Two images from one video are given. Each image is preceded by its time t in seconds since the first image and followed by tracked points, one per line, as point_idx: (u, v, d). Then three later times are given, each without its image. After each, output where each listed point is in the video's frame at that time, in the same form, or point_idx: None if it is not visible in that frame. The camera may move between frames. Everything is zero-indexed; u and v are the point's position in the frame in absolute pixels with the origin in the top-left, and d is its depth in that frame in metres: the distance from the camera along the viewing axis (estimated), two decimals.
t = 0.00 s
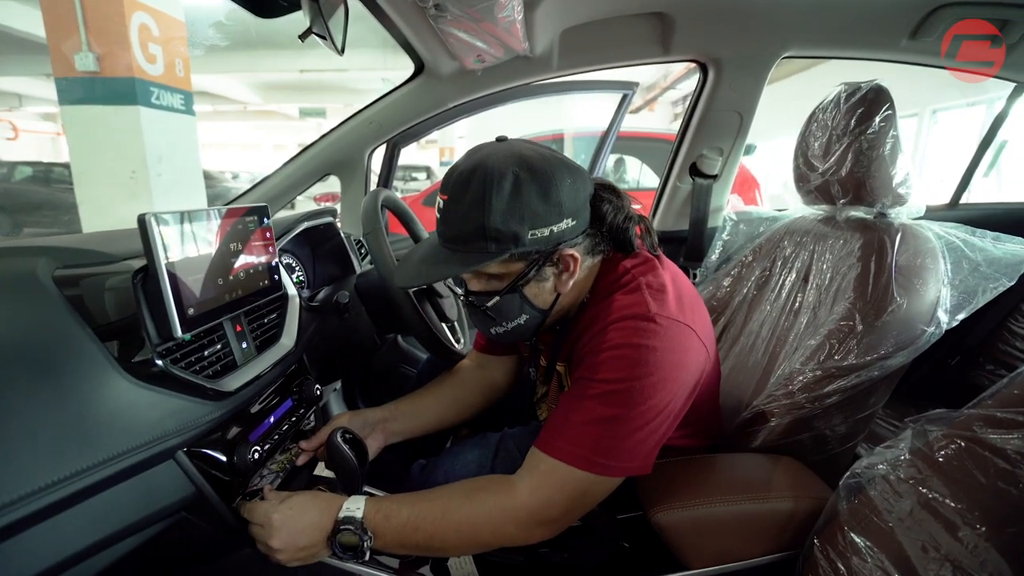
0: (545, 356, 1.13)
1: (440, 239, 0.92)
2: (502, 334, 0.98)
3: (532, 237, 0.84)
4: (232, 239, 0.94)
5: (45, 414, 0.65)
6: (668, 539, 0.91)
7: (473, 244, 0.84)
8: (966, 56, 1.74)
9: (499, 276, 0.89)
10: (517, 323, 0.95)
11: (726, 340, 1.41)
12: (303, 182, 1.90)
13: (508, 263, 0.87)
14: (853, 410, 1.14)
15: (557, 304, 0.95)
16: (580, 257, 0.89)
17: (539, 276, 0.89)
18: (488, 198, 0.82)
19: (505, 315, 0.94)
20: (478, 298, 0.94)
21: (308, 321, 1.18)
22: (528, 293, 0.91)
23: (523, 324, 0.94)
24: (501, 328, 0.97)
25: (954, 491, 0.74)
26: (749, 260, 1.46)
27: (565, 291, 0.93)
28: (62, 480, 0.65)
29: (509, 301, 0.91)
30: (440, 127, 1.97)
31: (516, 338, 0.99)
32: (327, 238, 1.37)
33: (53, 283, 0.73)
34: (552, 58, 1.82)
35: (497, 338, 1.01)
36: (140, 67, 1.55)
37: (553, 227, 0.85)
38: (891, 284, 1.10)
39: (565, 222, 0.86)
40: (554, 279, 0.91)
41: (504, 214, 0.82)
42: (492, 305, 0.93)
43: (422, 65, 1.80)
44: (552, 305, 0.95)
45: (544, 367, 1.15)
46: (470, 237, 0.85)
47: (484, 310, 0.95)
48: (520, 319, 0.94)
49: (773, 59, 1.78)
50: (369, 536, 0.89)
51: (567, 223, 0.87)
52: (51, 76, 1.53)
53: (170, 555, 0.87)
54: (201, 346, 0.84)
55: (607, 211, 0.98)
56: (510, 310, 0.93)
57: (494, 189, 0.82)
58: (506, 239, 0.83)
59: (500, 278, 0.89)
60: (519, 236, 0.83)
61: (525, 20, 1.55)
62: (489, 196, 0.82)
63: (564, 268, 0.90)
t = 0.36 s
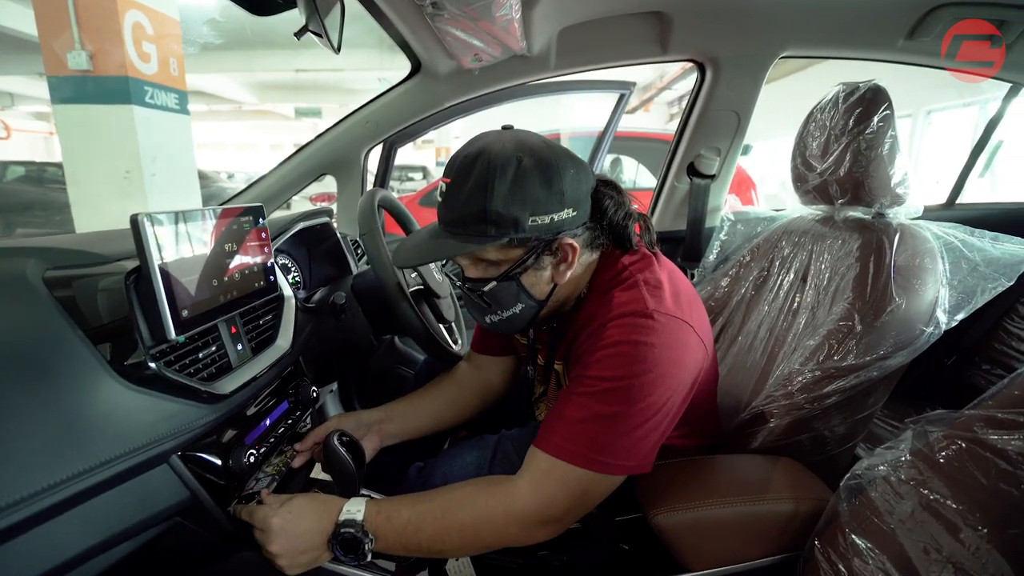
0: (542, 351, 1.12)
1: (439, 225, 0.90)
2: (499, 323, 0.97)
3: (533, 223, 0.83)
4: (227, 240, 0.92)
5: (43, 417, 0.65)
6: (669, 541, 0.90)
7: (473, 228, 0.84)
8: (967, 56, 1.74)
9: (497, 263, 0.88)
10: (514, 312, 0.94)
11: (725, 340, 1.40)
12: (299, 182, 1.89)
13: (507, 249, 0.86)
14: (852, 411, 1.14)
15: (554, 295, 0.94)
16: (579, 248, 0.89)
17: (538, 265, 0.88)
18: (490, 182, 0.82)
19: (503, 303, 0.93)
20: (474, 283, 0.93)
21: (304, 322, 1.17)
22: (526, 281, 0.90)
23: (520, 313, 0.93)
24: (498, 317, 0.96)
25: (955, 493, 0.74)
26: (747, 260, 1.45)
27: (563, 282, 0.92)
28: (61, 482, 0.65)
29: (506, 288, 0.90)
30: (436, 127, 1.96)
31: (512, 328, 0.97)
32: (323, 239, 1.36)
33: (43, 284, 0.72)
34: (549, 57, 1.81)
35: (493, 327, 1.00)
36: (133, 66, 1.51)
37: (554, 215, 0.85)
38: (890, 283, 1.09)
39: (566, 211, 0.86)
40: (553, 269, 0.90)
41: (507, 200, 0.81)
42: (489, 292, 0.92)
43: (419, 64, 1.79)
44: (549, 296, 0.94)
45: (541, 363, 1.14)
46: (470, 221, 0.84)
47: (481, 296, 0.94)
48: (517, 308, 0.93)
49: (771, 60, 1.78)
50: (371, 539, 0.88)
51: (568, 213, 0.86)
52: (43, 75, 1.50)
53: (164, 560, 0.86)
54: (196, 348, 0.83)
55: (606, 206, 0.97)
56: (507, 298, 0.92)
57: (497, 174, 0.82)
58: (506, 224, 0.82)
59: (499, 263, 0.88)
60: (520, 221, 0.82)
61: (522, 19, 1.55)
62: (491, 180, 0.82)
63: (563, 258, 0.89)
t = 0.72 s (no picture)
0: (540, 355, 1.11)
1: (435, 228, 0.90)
2: (494, 328, 0.96)
3: (528, 226, 0.83)
4: (223, 241, 0.92)
5: (43, 420, 0.65)
6: (669, 543, 0.90)
7: (468, 232, 0.84)
8: (967, 56, 1.75)
9: (493, 267, 0.88)
10: (510, 315, 0.93)
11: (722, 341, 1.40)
12: (296, 182, 1.88)
13: (503, 253, 0.86)
14: (850, 411, 1.14)
15: (551, 298, 0.94)
16: (575, 250, 0.89)
17: (534, 268, 0.88)
18: (484, 186, 0.82)
19: (498, 307, 0.92)
20: (471, 287, 0.93)
21: (301, 324, 1.17)
22: (523, 284, 0.90)
23: (516, 317, 0.93)
24: (493, 321, 0.95)
25: (952, 493, 0.74)
26: (744, 260, 1.45)
27: (560, 285, 0.92)
28: (60, 485, 0.65)
29: (502, 292, 0.90)
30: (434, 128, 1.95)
31: (508, 332, 0.97)
32: (320, 240, 1.35)
33: (36, 287, 0.72)
34: (547, 58, 1.81)
35: (490, 331, 0.99)
36: (128, 65, 1.51)
37: (549, 218, 0.84)
38: (888, 284, 1.10)
39: (561, 213, 0.86)
40: (548, 271, 0.90)
41: (501, 203, 0.81)
42: (485, 296, 0.91)
43: (416, 64, 1.79)
44: (547, 298, 0.93)
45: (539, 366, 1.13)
46: (466, 225, 0.84)
47: (477, 300, 0.93)
48: (513, 311, 0.93)
49: (768, 61, 1.78)
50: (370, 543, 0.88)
51: (563, 215, 0.86)
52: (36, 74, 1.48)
53: (161, 564, 0.85)
54: (192, 351, 0.83)
55: (603, 207, 0.97)
56: (503, 302, 0.91)
57: (491, 178, 0.81)
58: (501, 228, 0.82)
59: (495, 267, 0.88)
60: (515, 225, 0.82)
61: (520, 19, 1.55)
62: (486, 184, 0.81)
63: (559, 261, 0.89)
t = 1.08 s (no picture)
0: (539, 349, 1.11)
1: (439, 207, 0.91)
2: (490, 313, 0.96)
3: (537, 211, 0.84)
4: (218, 241, 0.91)
5: (39, 421, 0.64)
6: (664, 543, 0.90)
7: (477, 209, 0.84)
8: (967, 55, 1.76)
9: (496, 248, 0.88)
10: (507, 301, 0.93)
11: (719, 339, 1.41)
12: (293, 182, 1.88)
13: (508, 235, 0.86)
14: (846, 411, 1.14)
15: (550, 288, 0.94)
16: (580, 242, 0.89)
17: (537, 255, 0.88)
18: (496, 166, 0.82)
19: (497, 291, 0.92)
20: (471, 267, 0.93)
21: (298, 325, 1.17)
22: (524, 270, 0.90)
23: (514, 302, 0.93)
24: (489, 306, 0.95)
25: (948, 493, 0.74)
26: (741, 260, 1.45)
27: (562, 275, 0.92)
28: (57, 484, 0.64)
29: (502, 275, 0.90)
30: (431, 127, 1.95)
31: (504, 319, 0.97)
32: (316, 240, 1.35)
33: (30, 288, 0.71)
34: (543, 57, 1.81)
35: (485, 318, 0.99)
36: (123, 64, 1.50)
37: (559, 206, 0.85)
38: (883, 283, 1.10)
39: (570, 203, 0.86)
40: (551, 261, 0.90)
41: (512, 184, 0.82)
42: (484, 277, 0.91)
43: (413, 64, 1.78)
44: (546, 289, 0.93)
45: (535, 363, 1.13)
46: (474, 203, 0.84)
47: (476, 282, 0.93)
48: (511, 297, 0.92)
49: (765, 61, 1.78)
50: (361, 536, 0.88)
51: (572, 206, 0.87)
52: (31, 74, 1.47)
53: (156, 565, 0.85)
54: (187, 351, 0.82)
55: (608, 205, 0.97)
56: (503, 286, 0.91)
57: (505, 158, 0.82)
58: (509, 209, 0.83)
59: (499, 247, 0.88)
60: (524, 208, 0.83)
61: (516, 19, 1.54)
62: (499, 164, 0.82)
63: (562, 251, 0.89)
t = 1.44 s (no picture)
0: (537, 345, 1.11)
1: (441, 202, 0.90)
2: (494, 307, 0.96)
3: (540, 204, 0.84)
4: (213, 241, 0.91)
5: (34, 422, 0.64)
6: (659, 543, 0.90)
7: (481, 203, 0.84)
8: (967, 55, 1.76)
9: (499, 242, 0.88)
10: (510, 295, 0.93)
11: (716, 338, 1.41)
12: (289, 183, 1.87)
13: (510, 228, 0.86)
14: (841, 410, 1.14)
15: (552, 280, 0.94)
16: (582, 234, 0.89)
17: (541, 247, 0.89)
18: (498, 160, 0.83)
19: (500, 285, 0.92)
20: (474, 262, 0.92)
21: (293, 325, 1.16)
22: (527, 263, 0.90)
23: (518, 296, 0.92)
24: (492, 299, 0.95)
25: (940, 492, 0.74)
26: (737, 260, 1.46)
27: (565, 268, 0.93)
28: (51, 485, 0.65)
29: (506, 268, 0.90)
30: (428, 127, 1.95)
31: (507, 313, 0.97)
32: (312, 240, 1.35)
33: (22, 288, 0.71)
34: (539, 57, 1.81)
35: (488, 312, 0.99)
36: (119, 63, 1.50)
37: (561, 199, 0.86)
38: (878, 283, 1.10)
39: (572, 196, 0.87)
40: (554, 254, 0.90)
41: (515, 178, 0.82)
42: (487, 271, 0.91)
43: (409, 63, 1.78)
44: (549, 282, 0.94)
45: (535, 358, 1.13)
46: (477, 197, 0.84)
47: (479, 276, 0.93)
48: (514, 291, 0.92)
49: (761, 60, 1.79)
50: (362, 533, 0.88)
51: (574, 199, 0.87)
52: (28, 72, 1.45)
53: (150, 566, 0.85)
54: (181, 352, 0.83)
55: (608, 200, 0.97)
56: (505, 279, 0.91)
57: (508, 152, 0.83)
58: (512, 202, 0.83)
59: (502, 241, 0.88)
60: (527, 201, 0.83)
61: (512, 19, 1.54)
62: (501, 158, 0.83)
63: (565, 244, 0.89)
